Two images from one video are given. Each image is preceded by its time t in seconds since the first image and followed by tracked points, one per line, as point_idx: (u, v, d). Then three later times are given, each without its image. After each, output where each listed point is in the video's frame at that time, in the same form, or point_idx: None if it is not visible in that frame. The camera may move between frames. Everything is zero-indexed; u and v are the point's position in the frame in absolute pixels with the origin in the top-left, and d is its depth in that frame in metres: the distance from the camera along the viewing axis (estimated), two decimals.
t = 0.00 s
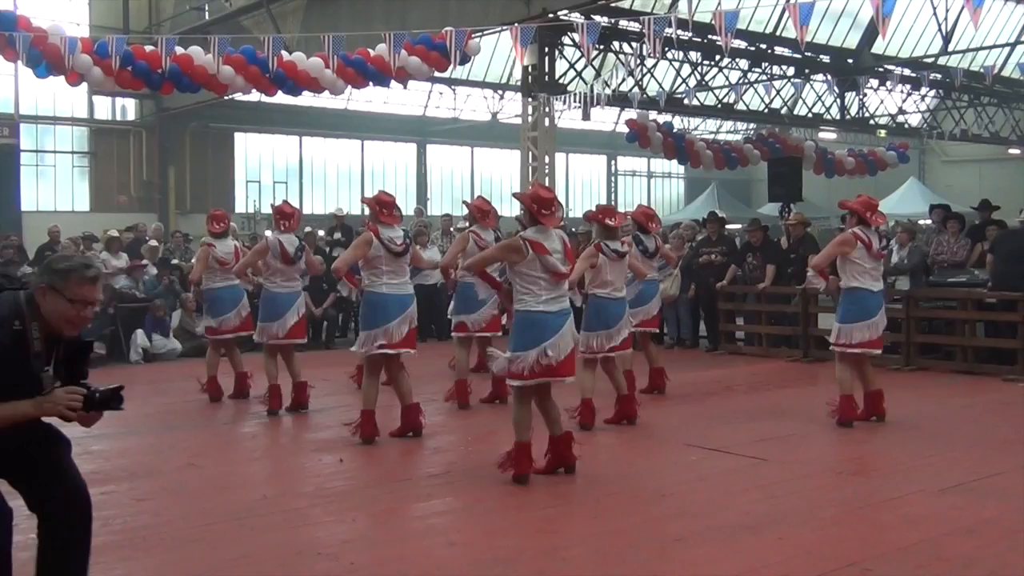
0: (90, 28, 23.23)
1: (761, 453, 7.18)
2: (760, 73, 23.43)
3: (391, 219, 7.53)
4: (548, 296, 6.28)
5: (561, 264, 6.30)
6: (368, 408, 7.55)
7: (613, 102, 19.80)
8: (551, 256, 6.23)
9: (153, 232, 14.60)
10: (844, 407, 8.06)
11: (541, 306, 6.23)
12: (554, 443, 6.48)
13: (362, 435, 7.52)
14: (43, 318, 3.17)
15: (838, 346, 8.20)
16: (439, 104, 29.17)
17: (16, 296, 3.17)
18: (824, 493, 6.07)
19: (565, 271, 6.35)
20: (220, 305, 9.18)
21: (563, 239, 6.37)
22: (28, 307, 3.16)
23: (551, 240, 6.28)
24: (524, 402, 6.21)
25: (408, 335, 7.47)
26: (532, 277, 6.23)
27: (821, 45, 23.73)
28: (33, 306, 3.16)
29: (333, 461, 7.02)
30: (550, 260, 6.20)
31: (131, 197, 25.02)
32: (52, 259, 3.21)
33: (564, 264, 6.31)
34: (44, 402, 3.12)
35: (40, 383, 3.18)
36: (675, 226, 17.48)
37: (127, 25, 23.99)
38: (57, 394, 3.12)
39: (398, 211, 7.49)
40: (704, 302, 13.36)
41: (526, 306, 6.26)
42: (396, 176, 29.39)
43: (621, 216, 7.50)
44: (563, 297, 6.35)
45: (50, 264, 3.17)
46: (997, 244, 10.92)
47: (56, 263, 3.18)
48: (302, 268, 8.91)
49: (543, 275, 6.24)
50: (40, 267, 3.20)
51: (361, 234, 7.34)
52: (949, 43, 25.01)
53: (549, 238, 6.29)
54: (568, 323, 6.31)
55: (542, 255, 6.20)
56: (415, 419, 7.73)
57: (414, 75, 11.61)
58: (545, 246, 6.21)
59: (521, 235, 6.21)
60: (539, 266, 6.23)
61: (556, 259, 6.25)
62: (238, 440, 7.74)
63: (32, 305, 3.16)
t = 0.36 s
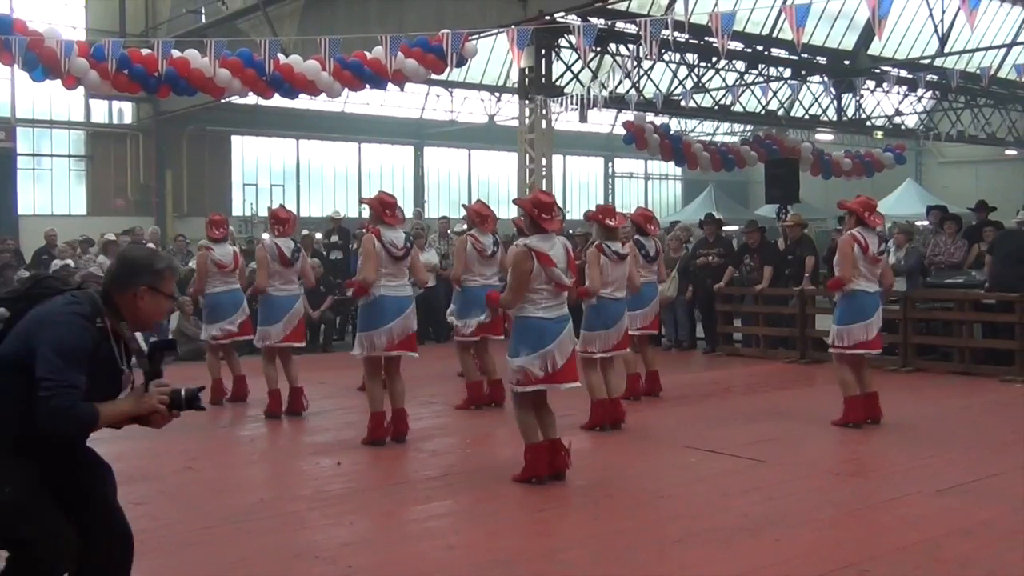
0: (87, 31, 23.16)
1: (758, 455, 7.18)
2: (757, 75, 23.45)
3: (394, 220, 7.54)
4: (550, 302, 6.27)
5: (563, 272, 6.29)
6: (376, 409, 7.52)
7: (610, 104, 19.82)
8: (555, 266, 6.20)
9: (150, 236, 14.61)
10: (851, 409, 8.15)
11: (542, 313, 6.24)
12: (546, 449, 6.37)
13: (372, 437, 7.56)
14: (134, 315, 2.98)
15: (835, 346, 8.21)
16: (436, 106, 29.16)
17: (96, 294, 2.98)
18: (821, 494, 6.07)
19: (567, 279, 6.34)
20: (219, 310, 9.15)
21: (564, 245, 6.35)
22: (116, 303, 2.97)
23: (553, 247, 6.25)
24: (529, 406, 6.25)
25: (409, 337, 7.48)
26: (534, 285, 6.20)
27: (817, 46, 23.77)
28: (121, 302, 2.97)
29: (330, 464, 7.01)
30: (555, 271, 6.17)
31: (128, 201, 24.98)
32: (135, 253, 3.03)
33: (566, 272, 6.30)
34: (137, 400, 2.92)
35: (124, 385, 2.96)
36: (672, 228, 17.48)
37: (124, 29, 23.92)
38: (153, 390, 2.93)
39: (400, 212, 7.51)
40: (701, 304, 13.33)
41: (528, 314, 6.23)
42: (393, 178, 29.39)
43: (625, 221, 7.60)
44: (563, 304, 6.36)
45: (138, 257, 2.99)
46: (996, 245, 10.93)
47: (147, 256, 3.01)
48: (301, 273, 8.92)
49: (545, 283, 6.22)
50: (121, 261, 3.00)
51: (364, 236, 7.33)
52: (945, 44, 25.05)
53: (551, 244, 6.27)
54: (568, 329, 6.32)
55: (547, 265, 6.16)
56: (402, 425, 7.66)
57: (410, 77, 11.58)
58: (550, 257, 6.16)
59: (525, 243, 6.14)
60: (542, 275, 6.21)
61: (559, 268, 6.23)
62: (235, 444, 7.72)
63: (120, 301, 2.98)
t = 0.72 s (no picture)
0: (82, 33, 23.13)
1: (754, 456, 7.17)
2: (753, 77, 23.49)
3: (393, 221, 7.48)
4: (553, 299, 6.27)
5: (564, 268, 6.27)
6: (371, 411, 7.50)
7: (606, 106, 19.82)
8: (555, 262, 6.19)
9: (146, 238, 14.60)
10: (845, 411, 8.11)
11: (546, 310, 6.22)
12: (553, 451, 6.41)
13: (360, 441, 7.52)
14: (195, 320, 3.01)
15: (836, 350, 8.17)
16: (432, 108, 29.16)
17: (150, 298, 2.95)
18: (816, 496, 6.07)
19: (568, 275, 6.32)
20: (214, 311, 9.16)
21: (564, 242, 6.34)
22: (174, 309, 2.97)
23: (552, 244, 6.24)
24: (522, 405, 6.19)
25: (402, 337, 7.49)
26: (536, 282, 6.19)
27: (812, 49, 23.82)
28: (178, 307, 2.99)
29: (326, 466, 7.00)
30: (555, 266, 6.16)
31: (123, 202, 24.95)
32: (184, 258, 3.03)
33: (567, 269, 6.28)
34: (205, 405, 2.99)
35: (182, 389, 3.01)
36: (668, 231, 17.48)
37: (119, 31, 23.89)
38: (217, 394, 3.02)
39: (399, 213, 7.46)
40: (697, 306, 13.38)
41: (532, 312, 6.23)
42: (390, 180, 29.39)
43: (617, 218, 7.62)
44: (567, 301, 6.33)
45: (192, 265, 3.01)
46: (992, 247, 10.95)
47: (202, 265, 3.03)
48: (296, 273, 8.90)
49: (548, 280, 6.21)
50: (170, 268, 2.99)
51: (362, 236, 7.29)
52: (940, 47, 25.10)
53: (550, 241, 6.27)
54: (572, 326, 6.29)
55: (547, 261, 6.15)
56: (401, 426, 7.68)
57: (407, 79, 11.55)
58: (549, 252, 6.16)
59: (525, 241, 6.16)
60: (543, 272, 6.20)
61: (560, 264, 6.23)
62: (231, 446, 7.71)
63: (178, 308, 3.00)
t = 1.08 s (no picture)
0: (78, 34, 23.14)
1: (750, 460, 7.17)
2: (749, 81, 23.52)
3: (383, 224, 7.49)
4: (551, 302, 6.27)
5: (561, 272, 6.30)
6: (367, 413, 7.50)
7: (602, 109, 19.83)
8: (550, 265, 6.23)
9: (142, 240, 14.61)
10: (844, 413, 8.14)
11: (543, 314, 6.23)
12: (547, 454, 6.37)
13: (361, 443, 7.53)
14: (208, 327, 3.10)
15: (835, 352, 8.20)
16: (429, 111, 29.13)
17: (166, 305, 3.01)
18: (811, 499, 6.07)
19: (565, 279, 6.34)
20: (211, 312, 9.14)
21: (561, 247, 6.37)
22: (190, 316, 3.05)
23: (549, 248, 6.28)
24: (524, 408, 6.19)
25: (398, 340, 7.47)
26: (532, 286, 6.22)
27: (809, 52, 23.80)
28: (189, 315, 3.07)
29: (321, 468, 6.99)
30: (550, 268, 6.20)
31: (119, 204, 24.92)
32: (187, 266, 3.11)
33: (564, 273, 6.30)
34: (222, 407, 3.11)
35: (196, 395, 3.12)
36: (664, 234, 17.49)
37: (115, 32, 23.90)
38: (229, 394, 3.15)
39: (389, 215, 7.44)
40: (693, 309, 13.36)
41: (529, 317, 6.24)
42: (386, 183, 29.37)
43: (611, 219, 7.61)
44: (564, 305, 6.35)
45: (196, 272, 3.10)
46: (987, 250, 10.96)
47: (204, 272, 3.12)
48: (292, 276, 8.89)
49: (543, 283, 6.23)
50: (179, 275, 3.07)
51: (351, 238, 7.32)
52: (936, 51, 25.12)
53: (547, 246, 6.30)
54: (571, 331, 6.30)
55: (542, 265, 6.20)
56: (394, 430, 7.65)
57: (403, 82, 11.58)
58: (544, 255, 6.21)
59: (521, 244, 6.21)
60: (539, 274, 6.23)
61: (555, 266, 6.26)
62: (226, 448, 7.70)
63: (190, 316, 3.08)
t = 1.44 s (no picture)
0: (74, 35, 23.13)
1: (747, 460, 7.18)
2: (746, 82, 23.57)
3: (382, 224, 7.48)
4: (540, 304, 6.25)
5: (554, 274, 6.23)
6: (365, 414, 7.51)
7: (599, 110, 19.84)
8: (542, 266, 6.18)
9: (139, 240, 14.62)
10: (840, 414, 8.14)
11: (529, 314, 6.22)
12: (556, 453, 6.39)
13: (358, 443, 7.53)
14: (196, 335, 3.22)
15: (831, 352, 8.20)
16: (426, 112, 29.11)
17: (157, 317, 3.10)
18: (807, 500, 6.08)
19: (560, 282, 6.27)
20: (212, 311, 9.14)
21: (560, 250, 6.32)
22: (178, 325, 3.15)
23: (545, 250, 6.24)
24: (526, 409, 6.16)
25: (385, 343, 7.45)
26: (523, 286, 6.21)
27: (806, 53, 23.80)
28: (179, 324, 3.16)
29: (319, 470, 6.99)
30: (542, 271, 6.15)
31: (115, 206, 24.89)
32: (166, 278, 3.20)
33: (557, 276, 6.24)
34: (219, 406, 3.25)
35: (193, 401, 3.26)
36: (661, 234, 17.51)
37: (111, 33, 23.87)
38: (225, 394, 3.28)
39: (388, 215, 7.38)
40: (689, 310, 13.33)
41: (518, 316, 6.24)
42: (383, 184, 29.38)
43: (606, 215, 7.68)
44: (558, 308, 6.28)
45: (176, 284, 3.19)
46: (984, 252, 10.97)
47: (185, 284, 3.22)
48: (293, 276, 8.87)
49: (534, 284, 6.20)
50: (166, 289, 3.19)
51: (348, 238, 7.36)
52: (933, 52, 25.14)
53: (544, 247, 6.26)
54: (563, 334, 6.23)
55: (533, 265, 6.16)
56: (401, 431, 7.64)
57: (399, 83, 11.58)
58: (538, 256, 6.17)
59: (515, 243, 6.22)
60: (530, 277, 6.20)
61: (548, 268, 6.21)
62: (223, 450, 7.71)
63: (177, 324, 3.16)
